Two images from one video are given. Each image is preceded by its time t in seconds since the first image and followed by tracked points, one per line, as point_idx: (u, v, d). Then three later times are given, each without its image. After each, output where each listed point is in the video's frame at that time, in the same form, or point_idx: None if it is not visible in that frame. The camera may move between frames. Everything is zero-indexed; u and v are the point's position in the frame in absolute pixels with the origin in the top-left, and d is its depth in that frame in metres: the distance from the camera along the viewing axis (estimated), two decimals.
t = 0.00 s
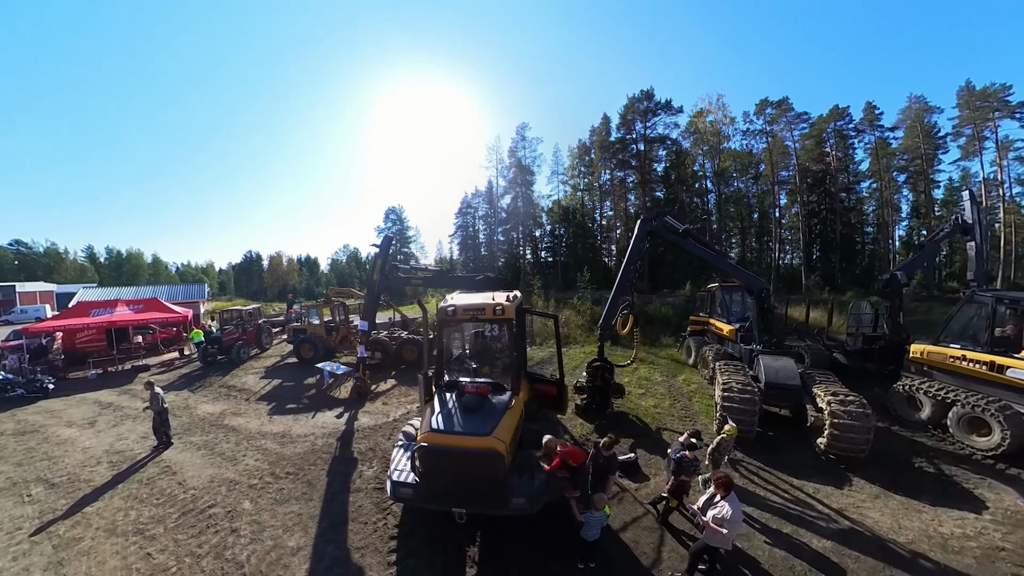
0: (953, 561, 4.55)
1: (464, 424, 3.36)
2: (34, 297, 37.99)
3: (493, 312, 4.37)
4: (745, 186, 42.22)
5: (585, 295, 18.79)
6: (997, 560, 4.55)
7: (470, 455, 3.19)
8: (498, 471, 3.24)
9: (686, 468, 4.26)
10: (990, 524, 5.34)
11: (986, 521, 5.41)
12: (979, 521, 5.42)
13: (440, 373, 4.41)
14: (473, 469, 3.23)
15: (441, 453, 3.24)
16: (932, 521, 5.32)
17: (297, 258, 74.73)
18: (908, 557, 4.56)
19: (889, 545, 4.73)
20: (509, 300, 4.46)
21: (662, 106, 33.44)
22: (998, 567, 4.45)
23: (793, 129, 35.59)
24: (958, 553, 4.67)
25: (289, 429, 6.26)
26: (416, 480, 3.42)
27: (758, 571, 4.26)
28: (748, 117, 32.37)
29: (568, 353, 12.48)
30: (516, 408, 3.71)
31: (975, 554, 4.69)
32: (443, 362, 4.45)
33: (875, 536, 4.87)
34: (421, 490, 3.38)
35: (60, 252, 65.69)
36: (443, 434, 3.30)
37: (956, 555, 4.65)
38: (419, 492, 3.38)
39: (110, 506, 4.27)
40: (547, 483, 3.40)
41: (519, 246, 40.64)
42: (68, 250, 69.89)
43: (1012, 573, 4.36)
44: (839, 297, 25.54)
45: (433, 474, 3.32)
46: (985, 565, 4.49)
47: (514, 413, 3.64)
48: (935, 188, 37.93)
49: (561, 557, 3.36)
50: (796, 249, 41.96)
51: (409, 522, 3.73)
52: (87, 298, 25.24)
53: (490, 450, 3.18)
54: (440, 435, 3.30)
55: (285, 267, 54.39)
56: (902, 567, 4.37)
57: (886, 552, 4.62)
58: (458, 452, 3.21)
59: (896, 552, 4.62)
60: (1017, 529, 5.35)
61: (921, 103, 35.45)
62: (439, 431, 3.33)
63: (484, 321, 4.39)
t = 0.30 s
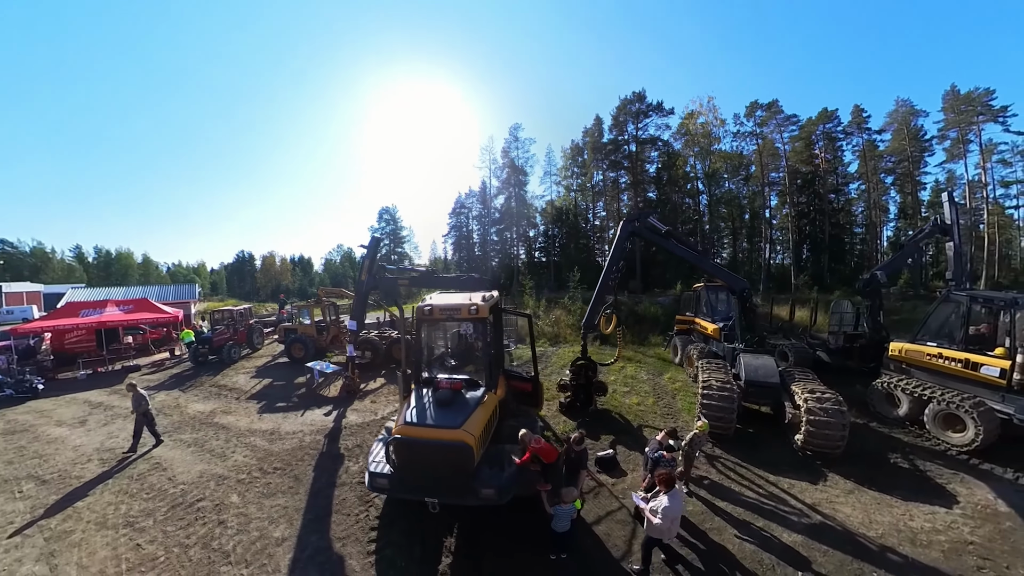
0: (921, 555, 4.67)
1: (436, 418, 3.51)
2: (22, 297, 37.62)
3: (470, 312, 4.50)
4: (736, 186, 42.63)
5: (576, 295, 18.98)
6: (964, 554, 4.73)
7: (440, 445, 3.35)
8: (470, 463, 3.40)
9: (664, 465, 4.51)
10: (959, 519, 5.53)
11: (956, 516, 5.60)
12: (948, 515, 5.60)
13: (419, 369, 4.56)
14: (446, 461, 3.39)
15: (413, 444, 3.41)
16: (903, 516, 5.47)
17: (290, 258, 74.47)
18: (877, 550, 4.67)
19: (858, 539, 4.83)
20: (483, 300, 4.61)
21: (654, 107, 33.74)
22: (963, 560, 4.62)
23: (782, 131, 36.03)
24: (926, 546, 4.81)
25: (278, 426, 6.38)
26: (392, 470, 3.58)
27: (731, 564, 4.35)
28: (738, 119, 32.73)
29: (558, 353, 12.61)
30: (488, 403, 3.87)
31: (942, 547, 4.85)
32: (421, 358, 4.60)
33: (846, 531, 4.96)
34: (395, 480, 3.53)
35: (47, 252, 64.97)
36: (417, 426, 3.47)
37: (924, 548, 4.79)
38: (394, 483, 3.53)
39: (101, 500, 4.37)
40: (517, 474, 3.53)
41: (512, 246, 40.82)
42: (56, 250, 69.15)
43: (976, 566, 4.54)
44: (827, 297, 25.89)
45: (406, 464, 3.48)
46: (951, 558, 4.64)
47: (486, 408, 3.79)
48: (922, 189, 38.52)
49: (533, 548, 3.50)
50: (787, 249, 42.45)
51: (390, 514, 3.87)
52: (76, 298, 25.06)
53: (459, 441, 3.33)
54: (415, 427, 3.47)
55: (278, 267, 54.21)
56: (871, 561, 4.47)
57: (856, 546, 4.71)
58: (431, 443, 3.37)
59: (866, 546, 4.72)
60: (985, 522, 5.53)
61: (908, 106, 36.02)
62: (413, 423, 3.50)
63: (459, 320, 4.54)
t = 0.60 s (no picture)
0: (890, 549, 4.81)
1: (413, 411, 3.65)
2: (10, 297, 37.23)
3: (449, 310, 4.60)
4: (727, 188, 43.03)
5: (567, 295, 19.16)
6: (933, 547, 4.89)
7: (415, 438, 3.49)
8: (443, 455, 3.53)
9: (644, 463, 4.85)
10: (930, 514, 5.70)
11: (927, 511, 5.77)
12: (921, 510, 5.76)
13: (401, 366, 4.70)
14: (421, 453, 3.53)
15: (389, 436, 3.54)
16: (876, 511, 5.62)
17: (283, 258, 74.15)
18: (847, 544, 4.79)
19: (829, 533, 4.96)
20: (462, 299, 4.73)
21: (645, 109, 34.03)
22: (931, 554, 4.77)
23: (772, 133, 36.48)
24: (896, 540, 4.95)
25: (267, 424, 6.48)
26: (370, 463, 3.71)
27: (706, 559, 4.46)
28: (729, 121, 33.09)
29: (547, 352, 12.74)
30: (464, 398, 4.00)
31: (912, 541, 5.00)
32: (402, 355, 4.73)
33: (818, 525, 5.10)
34: (373, 472, 3.66)
35: (34, 252, 64.15)
36: (394, 419, 3.60)
37: (894, 542, 4.93)
38: (372, 474, 3.66)
39: (90, 496, 4.47)
40: (491, 467, 3.65)
41: (505, 246, 40.98)
42: (43, 249, 68.31)
43: (943, 559, 4.70)
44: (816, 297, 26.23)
45: (383, 456, 3.61)
46: (920, 552, 4.79)
47: (462, 403, 3.93)
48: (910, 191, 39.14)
49: (508, 540, 3.63)
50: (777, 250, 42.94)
51: (372, 507, 4.00)
52: (64, 299, 24.88)
53: (434, 433, 3.47)
54: (391, 420, 3.61)
55: (270, 267, 54.01)
56: (840, 554, 4.60)
57: (827, 540, 4.83)
58: (405, 435, 3.51)
59: (836, 540, 4.85)
60: (955, 517, 5.70)
61: (895, 109, 36.60)
62: (390, 416, 3.64)
63: (439, 319, 4.67)
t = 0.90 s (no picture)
0: (861, 544, 4.95)
1: (391, 407, 3.79)
2: None
3: (429, 310, 4.71)
4: (718, 189, 43.39)
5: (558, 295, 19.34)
6: (903, 543, 5.03)
7: (392, 432, 3.62)
8: (419, 450, 3.67)
9: (627, 460, 4.95)
10: (902, 509, 5.87)
11: (900, 506, 5.94)
12: (894, 506, 5.93)
13: (384, 364, 4.85)
14: (397, 448, 3.66)
15: (367, 431, 3.68)
16: (849, 507, 5.77)
17: (276, 258, 73.77)
18: (819, 540, 4.93)
19: (800, 529, 5.10)
20: (442, 299, 4.85)
21: (638, 111, 34.29)
22: (901, 549, 4.91)
23: (762, 135, 36.88)
24: (867, 536, 5.10)
25: (256, 423, 6.58)
26: (350, 456, 3.85)
27: (680, 553, 4.59)
28: (720, 123, 33.40)
29: (536, 352, 12.87)
30: (443, 395, 4.13)
31: (883, 536, 5.14)
32: (384, 353, 4.87)
33: (792, 521, 5.24)
34: (353, 465, 3.79)
35: (21, 252, 63.33)
36: (372, 415, 3.74)
37: (865, 538, 5.07)
38: (353, 467, 3.80)
39: (80, 493, 4.55)
40: (466, 462, 3.77)
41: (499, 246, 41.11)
42: (31, 249, 67.48)
43: (913, 555, 4.85)
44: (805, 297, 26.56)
45: (362, 450, 3.75)
46: (890, 547, 4.93)
47: (439, 400, 4.06)
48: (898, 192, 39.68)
49: (484, 534, 3.76)
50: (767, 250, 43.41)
51: (355, 502, 4.13)
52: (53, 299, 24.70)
53: (409, 428, 3.61)
54: (370, 416, 3.74)
55: (262, 267, 53.80)
56: (811, 550, 4.73)
57: (800, 536, 4.96)
58: (382, 431, 3.64)
59: (809, 536, 4.98)
60: (927, 512, 5.87)
61: (883, 112, 37.11)
62: (368, 413, 3.78)
63: (419, 318, 4.80)
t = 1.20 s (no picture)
0: (833, 540, 5.06)
1: (370, 402, 3.92)
2: None
3: (410, 309, 4.83)
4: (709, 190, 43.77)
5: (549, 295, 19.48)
6: (875, 539, 5.15)
7: (370, 426, 3.75)
8: (396, 443, 3.79)
9: (610, 459, 4.44)
10: (877, 506, 6.00)
11: (875, 503, 6.07)
12: (868, 503, 6.07)
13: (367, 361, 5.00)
14: (375, 442, 3.79)
15: (347, 425, 3.80)
16: (825, 503, 5.89)
17: (268, 258, 73.40)
18: (793, 536, 5.04)
19: (774, 525, 5.23)
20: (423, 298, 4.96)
21: (630, 112, 34.56)
22: (873, 545, 5.03)
23: (753, 137, 37.30)
24: (840, 532, 5.21)
25: (244, 422, 6.66)
26: (331, 450, 3.96)
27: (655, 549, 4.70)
28: (711, 125, 33.78)
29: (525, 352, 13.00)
30: (421, 392, 4.26)
31: (856, 533, 5.26)
32: (366, 350, 5.01)
33: (767, 517, 5.36)
34: (332, 459, 3.91)
35: (7, 253, 62.50)
36: (352, 410, 3.87)
37: (838, 534, 5.19)
38: (332, 462, 3.91)
39: (68, 490, 4.62)
40: (443, 456, 3.88)
41: (492, 247, 41.24)
42: (18, 249, 66.65)
43: (884, 550, 4.97)
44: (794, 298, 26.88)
45: (341, 444, 3.86)
46: (862, 543, 5.05)
47: (418, 395, 4.19)
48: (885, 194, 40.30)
49: (461, 528, 3.88)
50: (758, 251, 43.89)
51: (338, 496, 4.24)
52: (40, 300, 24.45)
53: (386, 422, 3.74)
54: (350, 411, 3.87)
55: (254, 267, 53.46)
56: (783, 546, 4.86)
57: (773, 532, 5.08)
58: (361, 425, 3.77)
59: (782, 532, 5.10)
60: (901, 508, 6.02)
61: (871, 115, 37.67)
62: (348, 408, 3.91)
63: (400, 317, 4.90)
